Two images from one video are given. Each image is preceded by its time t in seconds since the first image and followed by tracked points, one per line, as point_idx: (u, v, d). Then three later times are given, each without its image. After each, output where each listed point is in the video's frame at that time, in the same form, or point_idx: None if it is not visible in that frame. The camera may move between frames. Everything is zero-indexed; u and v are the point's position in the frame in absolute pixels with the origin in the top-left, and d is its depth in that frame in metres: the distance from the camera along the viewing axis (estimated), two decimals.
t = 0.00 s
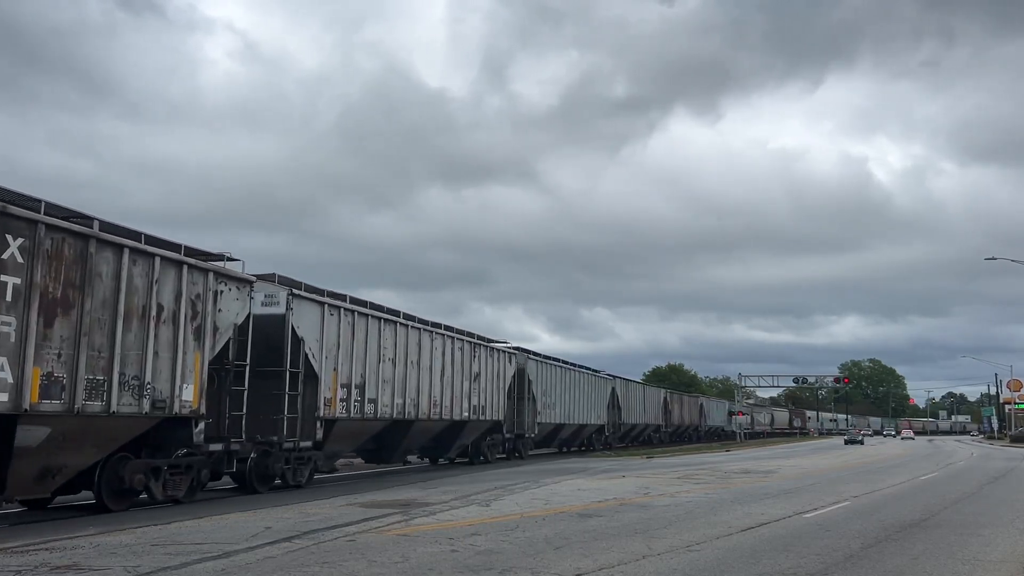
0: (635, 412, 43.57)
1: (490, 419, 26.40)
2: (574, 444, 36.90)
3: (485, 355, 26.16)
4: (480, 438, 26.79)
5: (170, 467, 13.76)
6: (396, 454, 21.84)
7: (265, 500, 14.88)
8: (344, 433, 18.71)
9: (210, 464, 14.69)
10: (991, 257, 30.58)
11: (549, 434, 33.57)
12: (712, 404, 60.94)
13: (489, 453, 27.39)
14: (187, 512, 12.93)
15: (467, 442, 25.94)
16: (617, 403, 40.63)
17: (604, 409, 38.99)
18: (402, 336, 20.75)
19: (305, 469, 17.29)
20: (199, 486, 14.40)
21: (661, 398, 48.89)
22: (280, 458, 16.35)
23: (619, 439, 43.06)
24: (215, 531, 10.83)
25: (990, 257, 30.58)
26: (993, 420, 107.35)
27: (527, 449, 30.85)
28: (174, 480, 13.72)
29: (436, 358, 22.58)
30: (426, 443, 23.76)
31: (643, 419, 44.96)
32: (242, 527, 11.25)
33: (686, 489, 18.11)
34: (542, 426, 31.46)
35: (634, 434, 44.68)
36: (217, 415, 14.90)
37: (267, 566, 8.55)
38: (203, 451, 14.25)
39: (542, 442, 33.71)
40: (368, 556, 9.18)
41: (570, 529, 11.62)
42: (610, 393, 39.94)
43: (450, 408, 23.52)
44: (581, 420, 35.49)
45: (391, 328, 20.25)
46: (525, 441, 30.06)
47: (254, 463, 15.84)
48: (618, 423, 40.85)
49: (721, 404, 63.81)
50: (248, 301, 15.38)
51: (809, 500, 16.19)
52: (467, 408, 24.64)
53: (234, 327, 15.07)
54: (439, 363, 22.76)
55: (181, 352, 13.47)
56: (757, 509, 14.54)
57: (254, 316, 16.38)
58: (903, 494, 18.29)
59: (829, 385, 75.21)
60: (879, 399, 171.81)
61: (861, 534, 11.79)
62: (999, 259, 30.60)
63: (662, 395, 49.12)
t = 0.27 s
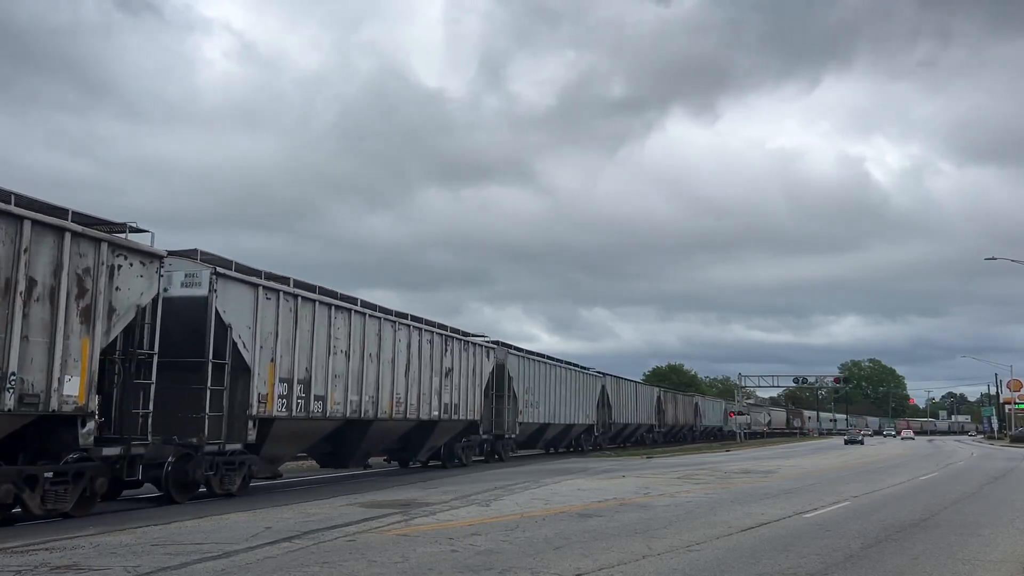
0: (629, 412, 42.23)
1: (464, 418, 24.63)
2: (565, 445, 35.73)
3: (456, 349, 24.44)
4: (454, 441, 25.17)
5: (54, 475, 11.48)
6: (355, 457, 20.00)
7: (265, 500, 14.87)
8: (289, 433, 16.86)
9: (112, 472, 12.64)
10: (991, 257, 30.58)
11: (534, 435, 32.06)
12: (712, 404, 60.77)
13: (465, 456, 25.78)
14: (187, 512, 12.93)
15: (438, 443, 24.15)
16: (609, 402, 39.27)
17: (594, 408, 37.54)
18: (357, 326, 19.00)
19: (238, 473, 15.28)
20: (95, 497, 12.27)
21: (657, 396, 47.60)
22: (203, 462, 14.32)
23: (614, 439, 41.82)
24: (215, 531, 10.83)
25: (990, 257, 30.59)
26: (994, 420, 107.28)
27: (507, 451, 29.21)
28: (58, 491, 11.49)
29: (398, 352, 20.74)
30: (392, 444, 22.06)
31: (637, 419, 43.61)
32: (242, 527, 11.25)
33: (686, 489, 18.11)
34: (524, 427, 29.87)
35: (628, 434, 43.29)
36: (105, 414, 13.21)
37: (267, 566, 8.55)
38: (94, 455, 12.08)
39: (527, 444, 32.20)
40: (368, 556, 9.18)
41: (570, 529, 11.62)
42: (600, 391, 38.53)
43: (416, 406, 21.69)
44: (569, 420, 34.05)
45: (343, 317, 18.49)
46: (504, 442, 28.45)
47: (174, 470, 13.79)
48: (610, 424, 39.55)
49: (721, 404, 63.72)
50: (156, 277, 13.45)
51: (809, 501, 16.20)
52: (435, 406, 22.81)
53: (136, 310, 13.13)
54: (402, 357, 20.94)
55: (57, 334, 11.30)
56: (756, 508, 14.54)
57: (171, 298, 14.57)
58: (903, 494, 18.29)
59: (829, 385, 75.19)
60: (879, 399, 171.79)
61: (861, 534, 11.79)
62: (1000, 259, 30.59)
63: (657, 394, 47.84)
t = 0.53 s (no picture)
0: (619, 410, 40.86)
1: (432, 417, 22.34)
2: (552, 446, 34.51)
3: (426, 341, 22.11)
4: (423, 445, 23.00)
5: None
6: (305, 461, 17.56)
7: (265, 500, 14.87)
8: (214, 434, 14.45)
9: None
10: (990, 257, 30.59)
11: (516, 435, 30.33)
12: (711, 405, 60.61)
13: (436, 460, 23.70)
14: (186, 512, 12.93)
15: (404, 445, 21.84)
16: (598, 400, 37.78)
17: (580, 406, 36.02)
18: (302, 313, 16.58)
19: (148, 480, 13.06)
20: None
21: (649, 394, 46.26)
22: (98, 469, 12.09)
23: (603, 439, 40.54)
24: (215, 531, 10.83)
25: (990, 257, 30.60)
26: (994, 420, 107.25)
27: (484, 453, 27.18)
28: None
29: (352, 342, 18.36)
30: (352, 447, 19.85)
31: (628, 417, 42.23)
32: (242, 527, 11.25)
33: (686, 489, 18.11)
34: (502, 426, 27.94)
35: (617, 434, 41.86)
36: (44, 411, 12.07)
37: (267, 567, 8.55)
38: None
39: (508, 445, 30.52)
40: (368, 556, 9.18)
41: (570, 529, 11.62)
42: (587, 389, 37.03)
43: (376, 403, 19.37)
44: (554, 419, 32.51)
45: (285, 302, 16.06)
46: (481, 442, 26.49)
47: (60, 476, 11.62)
48: (599, 423, 38.18)
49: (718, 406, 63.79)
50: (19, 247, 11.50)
51: (809, 501, 16.19)
52: (399, 404, 20.45)
53: None
54: (358, 349, 18.57)
55: None
56: (757, 509, 14.54)
57: (61, 274, 12.04)
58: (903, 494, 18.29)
59: (829, 385, 75.14)
60: (879, 399, 171.81)
61: (861, 534, 11.79)
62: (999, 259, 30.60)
63: (650, 392, 46.57)
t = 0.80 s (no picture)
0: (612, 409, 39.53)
1: (394, 418, 20.25)
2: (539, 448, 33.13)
3: (386, 334, 20.00)
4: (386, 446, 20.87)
5: None
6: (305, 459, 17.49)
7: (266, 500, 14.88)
8: (115, 437, 12.30)
9: None
10: (990, 257, 30.60)
11: (496, 436, 28.50)
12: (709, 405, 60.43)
13: (401, 464, 21.62)
14: (186, 512, 12.92)
15: (363, 449, 19.79)
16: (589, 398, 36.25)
17: (569, 405, 34.31)
18: (230, 296, 14.36)
19: (21, 491, 10.87)
20: None
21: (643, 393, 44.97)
22: None
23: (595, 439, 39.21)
24: (215, 531, 10.82)
25: (990, 257, 30.61)
26: (994, 420, 107.22)
27: (459, 455, 25.01)
28: None
29: (295, 332, 16.25)
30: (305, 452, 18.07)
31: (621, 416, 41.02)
32: (242, 527, 11.24)
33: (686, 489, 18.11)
34: (478, 427, 25.99)
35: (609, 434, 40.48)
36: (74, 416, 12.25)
37: (267, 567, 8.55)
38: None
39: (489, 446, 28.64)
40: (368, 556, 9.18)
41: (570, 529, 11.62)
42: (578, 387, 35.38)
43: (325, 402, 17.24)
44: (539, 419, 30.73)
45: (207, 282, 13.79)
46: (455, 444, 24.40)
47: None
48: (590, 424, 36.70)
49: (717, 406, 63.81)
50: None
51: (809, 501, 16.19)
52: (354, 403, 18.35)
53: None
54: (302, 340, 16.44)
55: None
56: (757, 509, 14.54)
57: None
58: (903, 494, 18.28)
59: (829, 385, 75.13)
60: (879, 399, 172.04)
61: (861, 534, 11.79)
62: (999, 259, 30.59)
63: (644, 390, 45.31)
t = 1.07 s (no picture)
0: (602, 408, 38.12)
1: (346, 417, 18.19)
2: (524, 449, 31.78)
3: (336, 324, 17.95)
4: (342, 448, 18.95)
5: None
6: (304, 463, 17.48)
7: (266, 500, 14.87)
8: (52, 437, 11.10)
9: None
10: (990, 257, 30.60)
11: (475, 437, 26.79)
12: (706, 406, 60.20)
13: (361, 468, 19.69)
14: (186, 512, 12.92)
15: (310, 453, 17.67)
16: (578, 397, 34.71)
17: (556, 404, 32.62)
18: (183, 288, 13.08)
19: None
20: None
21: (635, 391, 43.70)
22: None
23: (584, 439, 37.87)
24: (215, 531, 10.82)
25: (989, 257, 30.61)
26: (994, 420, 107.20)
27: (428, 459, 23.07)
28: None
29: (220, 317, 14.03)
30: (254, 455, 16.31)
31: (612, 415, 39.75)
32: (242, 527, 11.24)
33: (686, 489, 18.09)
34: (451, 428, 24.24)
35: (599, 433, 39.04)
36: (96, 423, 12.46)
37: (267, 566, 8.55)
38: None
39: (467, 446, 26.94)
40: (367, 556, 9.18)
41: (570, 529, 11.62)
42: (565, 385, 33.76)
43: (260, 398, 15.08)
44: (522, 418, 29.06)
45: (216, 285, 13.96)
46: (425, 446, 22.49)
47: None
48: (578, 424, 35.23)
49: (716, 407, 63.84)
50: None
51: (809, 501, 16.18)
52: (297, 399, 16.30)
53: None
54: (230, 328, 14.26)
55: None
56: (757, 509, 14.53)
57: None
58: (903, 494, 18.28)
59: (829, 385, 75.11)
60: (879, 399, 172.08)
61: (860, 534, 11.79)
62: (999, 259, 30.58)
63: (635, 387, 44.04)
